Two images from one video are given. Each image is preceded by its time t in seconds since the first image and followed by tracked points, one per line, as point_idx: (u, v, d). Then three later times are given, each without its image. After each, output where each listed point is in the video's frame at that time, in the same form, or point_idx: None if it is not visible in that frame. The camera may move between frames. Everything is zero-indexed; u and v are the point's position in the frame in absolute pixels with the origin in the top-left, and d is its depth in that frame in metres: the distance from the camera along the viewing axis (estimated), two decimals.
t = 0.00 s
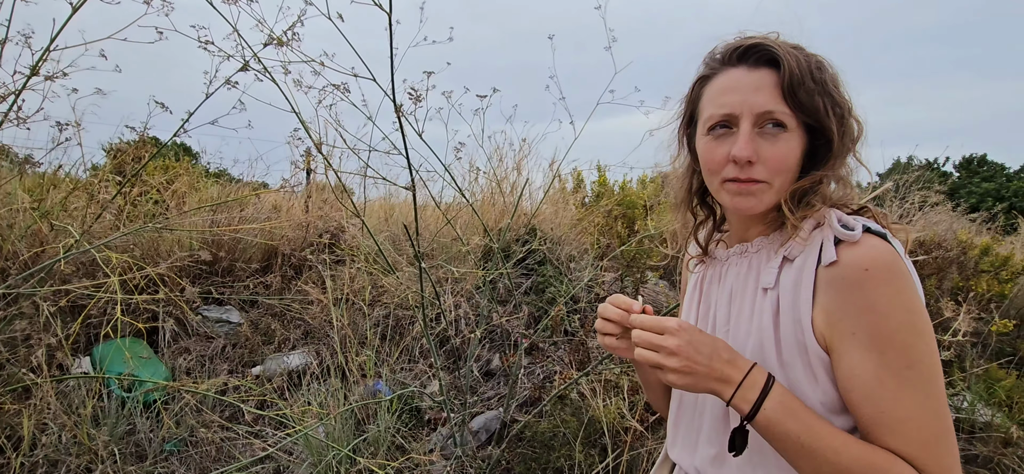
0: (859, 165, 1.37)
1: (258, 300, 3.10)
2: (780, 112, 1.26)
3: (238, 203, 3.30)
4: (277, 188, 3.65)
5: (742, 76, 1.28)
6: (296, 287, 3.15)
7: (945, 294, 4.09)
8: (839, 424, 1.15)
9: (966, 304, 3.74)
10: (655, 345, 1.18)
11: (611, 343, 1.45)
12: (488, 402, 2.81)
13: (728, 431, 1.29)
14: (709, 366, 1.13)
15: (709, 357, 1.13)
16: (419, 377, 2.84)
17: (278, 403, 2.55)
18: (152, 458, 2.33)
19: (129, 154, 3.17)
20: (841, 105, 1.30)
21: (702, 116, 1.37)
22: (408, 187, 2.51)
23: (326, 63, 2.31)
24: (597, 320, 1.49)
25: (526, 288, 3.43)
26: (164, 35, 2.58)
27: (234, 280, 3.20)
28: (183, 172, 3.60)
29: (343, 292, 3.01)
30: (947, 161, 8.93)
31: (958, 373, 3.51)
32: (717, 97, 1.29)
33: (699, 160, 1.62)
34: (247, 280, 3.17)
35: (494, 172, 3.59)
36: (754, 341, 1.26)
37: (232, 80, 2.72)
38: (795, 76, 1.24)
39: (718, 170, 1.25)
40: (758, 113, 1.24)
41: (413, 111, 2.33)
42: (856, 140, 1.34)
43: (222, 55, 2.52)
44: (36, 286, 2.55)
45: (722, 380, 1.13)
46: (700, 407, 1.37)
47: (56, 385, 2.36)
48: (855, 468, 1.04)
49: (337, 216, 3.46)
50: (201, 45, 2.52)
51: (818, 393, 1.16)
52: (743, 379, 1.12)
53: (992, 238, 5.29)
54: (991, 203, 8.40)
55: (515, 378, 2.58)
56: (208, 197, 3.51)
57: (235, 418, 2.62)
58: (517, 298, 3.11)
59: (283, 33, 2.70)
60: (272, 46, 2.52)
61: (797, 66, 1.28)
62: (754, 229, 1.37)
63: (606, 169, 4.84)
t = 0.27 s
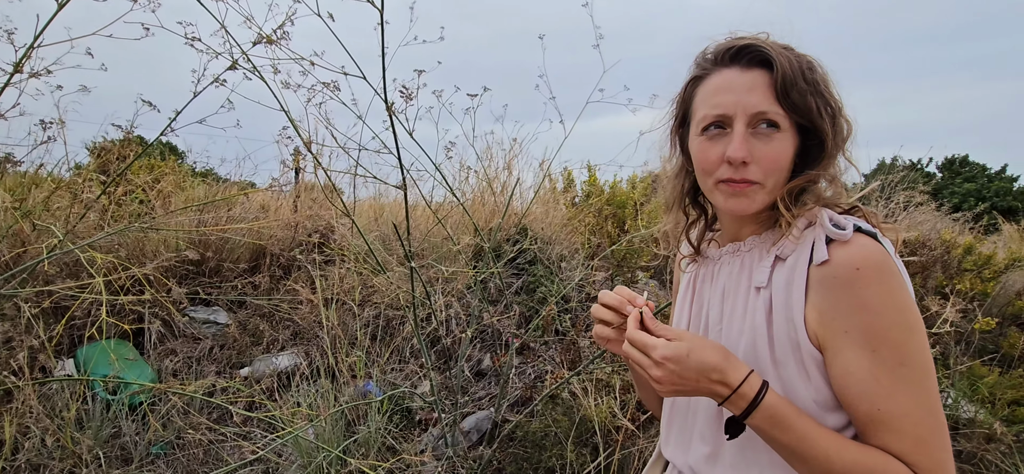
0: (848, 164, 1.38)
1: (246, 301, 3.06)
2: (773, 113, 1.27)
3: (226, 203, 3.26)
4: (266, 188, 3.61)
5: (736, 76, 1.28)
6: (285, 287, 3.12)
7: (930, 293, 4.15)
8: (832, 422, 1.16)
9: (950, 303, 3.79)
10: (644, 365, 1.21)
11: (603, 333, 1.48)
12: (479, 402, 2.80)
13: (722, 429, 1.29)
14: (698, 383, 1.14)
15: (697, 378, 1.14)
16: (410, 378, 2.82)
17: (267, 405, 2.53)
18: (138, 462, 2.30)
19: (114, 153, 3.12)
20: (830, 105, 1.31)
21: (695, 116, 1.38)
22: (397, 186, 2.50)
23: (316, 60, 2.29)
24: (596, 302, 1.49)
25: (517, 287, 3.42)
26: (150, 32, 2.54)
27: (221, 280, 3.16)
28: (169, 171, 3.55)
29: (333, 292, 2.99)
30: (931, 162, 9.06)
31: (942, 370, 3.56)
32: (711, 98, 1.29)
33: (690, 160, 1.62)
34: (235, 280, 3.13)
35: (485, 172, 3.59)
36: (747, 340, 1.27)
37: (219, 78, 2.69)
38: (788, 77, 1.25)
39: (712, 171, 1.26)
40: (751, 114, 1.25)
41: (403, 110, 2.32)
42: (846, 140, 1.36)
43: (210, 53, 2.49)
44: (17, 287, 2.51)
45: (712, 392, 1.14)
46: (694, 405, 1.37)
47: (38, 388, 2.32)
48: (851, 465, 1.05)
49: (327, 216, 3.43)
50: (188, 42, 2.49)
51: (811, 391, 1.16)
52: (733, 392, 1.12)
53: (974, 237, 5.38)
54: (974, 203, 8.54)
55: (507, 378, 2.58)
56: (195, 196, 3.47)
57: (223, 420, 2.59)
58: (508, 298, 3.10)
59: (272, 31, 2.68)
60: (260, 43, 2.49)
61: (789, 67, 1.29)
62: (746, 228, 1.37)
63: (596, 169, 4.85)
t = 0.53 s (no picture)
0: (838, 165, 1.40)
1: (233, 302, 3.03)
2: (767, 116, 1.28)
3: (213, 203, 3.23)
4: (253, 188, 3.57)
5: (731, 79, 1.29)
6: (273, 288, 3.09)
7: (914, 292, 4.20)
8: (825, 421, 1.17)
9: (934, 302, 3.85)
10: (647, 353, 1.19)
11: (603, 340, 1.44)
12: (469, 403, 2.79)
13: (716, 431, 1.29)
14: (700, 373, 1.13)
15: (700, 366, 1.13)
16: (399, 379, 2.81)
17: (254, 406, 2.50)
18: (122, 466, 2.26)
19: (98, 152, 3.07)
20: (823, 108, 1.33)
21: (690, 119, 1.38)
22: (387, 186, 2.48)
23: (304, 59, 2.27)
24: (590, 311, 1.47)
25: (507, 288, 3.42)
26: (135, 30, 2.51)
27: (207, 281, 3.13)
28: (155, 171, 3.51)
29: (322, 293, 2.97)
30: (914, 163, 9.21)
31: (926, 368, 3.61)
32: (707, 101, 1.30)
33: (682, 162, 1.63)
34: (222, 281, 3.10)
35: (475, 172, 3.58)
36: (742, 340, 1.28)
37: (206, 77, 2.66)
38: (782, 80, 1.26)
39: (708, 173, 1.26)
40: (746, 117, 1.26)
41: (393, 110, 2.31)
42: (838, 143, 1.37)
43: (196, 51, 2.46)
44: None
45: (712, 384, 1.13)
46: (689, 407, 1.38)
47: (19, 392, 2.28)
48: (846, 464, 1.06)
49: (315, 216, 3.40)
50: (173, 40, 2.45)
51: (804, 391, 1.17)
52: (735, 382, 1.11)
53: (957, 238, 5.47)
54: (957, 204, 8.67)
55: (496, 379, 2.57)
56: (181, 196, 3.42)
57: (209, 423, 2.55)
58: (498, 299, 3.10)
59: (259, 29, 2.65)
60: (248, 42, 2.47)
61: (783, 70, 1.30)
62: (740, 230, 1.38)
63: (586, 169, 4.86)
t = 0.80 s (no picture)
0: (838, 166, 1.40)
1: (233, 301, 3.04)
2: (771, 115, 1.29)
3: (212, 202, 3.23)
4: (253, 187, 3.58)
5: (737, 78, 1.29)
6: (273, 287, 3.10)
7: (913, 293, 4.21)
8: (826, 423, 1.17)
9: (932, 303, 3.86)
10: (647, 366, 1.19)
11: (603, 342, 1.45)
12: (468, 402, 2.79)
13: (716, 431, 1.30)
14: (700, 383, 1.12)
15: (699, 378, 1.12)
16: (398, 378, 2.82)
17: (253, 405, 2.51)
18: (121, 464, 2.27)
19: (97, 151, 3.07)
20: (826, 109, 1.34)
21: (694, 117, 1.38)
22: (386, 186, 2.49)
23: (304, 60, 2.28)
24: (590, 313, 1.47)
25: (506, 288, 3.43)
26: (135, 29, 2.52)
27: (207, 280, 3.14)
28: (155, 170, 3.51)
29: (321, 292, 2.97)
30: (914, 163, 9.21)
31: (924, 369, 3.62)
32: (712, 99, 1.29)
33: (682, 161, 1.63)
34: (221, 280, 3.11)
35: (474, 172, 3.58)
36: (743, 341, 1.28)
37: (206, 76, 2.67)
38: (787, 80, 1.27)
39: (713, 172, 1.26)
40: (751, 117, 1.26)
41: (392, 109, 2.31)
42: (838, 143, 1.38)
43: (195, 50, 2.46)
44: None
45: (713, 392, 1.12)
46: (689, 407, 1.38)
47: (19, 390, 2.29)
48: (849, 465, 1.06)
49: (315, 215, 3.41)
50: (173, 40, 2.46)
51: (806, 392, 1.17)
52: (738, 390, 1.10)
53: (956, 239, 5.47)
54: (957, 205, 8.67)
55: (495, 379, 2.58)
56: (180, 195, 3.43)
57: (208, 421, 2.56)
58: (497, 298, 3.11)
59: (259, 29, 2.65)
60: (247, 42, 2.47)
61: (788, 70, 1.30)
62: (741, 230, 1.39)
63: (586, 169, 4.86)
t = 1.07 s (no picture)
0: (834, 166, 1.41)
1: (236, 299, 3.07)
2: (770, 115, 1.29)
3: (216, 201, 3.26)
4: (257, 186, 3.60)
5: (738, 77, 1.29)
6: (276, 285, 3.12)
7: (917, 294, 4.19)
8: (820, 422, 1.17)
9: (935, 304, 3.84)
10: (647, 359, 1.16)
11: (601, 341, 1.44)
12: (469, 401, 2.81)
13: (709, 430, 1.31)
14: (699, 379, 1.11)
15: (701, 373, 1.11)
16: (400, 377, 2.84)
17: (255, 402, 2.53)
18: (125, 459, 2.30)
19: (103, 150, 3.11)
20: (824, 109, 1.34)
21: (693, 115, 1.38)
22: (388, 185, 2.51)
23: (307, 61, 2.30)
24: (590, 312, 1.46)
25: (508, 287, 3.45)
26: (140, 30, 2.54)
27: (211, 278, 3.17)
28: (160, 169, 3.54)
29: (323, 290, 3.00)
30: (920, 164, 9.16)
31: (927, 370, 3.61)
32: (713, 97, 1.29)
33: (679, 160, 1.63)
34: (225, 278, 3.14)
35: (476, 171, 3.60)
36: (738, 340, 1.28)
37: (210, 76, 2.69)
38: (787, 79, 1.27)
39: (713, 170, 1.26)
40: (751, 115, 1.26)
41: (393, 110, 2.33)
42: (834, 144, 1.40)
43: (199, 51, 2.48)
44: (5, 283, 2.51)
45: (709, 389, 1.12)
46: (683, 406, 1.39)
47: (26, 386, 2.32)
48: (844, 466, 1.06)
49: (318, 214, 3.43)
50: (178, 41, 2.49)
51: (800, 391, 1.18)
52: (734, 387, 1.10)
53: (962, 239, 5.44)
54: (964, 205, 8.62)
55: (495, 378, 2.60)
56: (185, 194, 3.46)
57: (212, 418, 2.59)
58: (498, 297, 3.12)
59: (262, 30, 2.67)
60: (251, 42, 2.49)
61: (788, 70, 1.31)
62: (736, 230, 1.40)
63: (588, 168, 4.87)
